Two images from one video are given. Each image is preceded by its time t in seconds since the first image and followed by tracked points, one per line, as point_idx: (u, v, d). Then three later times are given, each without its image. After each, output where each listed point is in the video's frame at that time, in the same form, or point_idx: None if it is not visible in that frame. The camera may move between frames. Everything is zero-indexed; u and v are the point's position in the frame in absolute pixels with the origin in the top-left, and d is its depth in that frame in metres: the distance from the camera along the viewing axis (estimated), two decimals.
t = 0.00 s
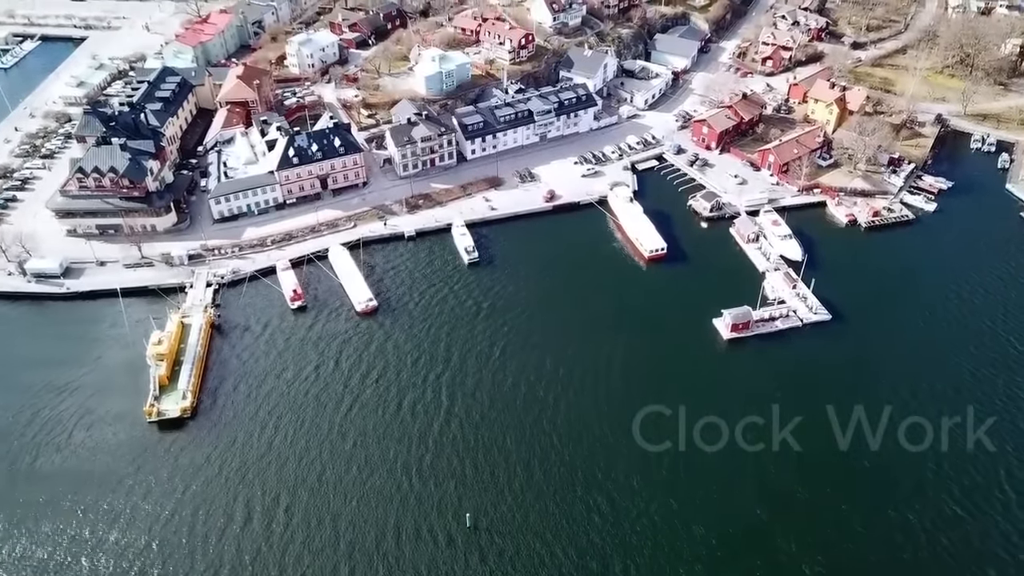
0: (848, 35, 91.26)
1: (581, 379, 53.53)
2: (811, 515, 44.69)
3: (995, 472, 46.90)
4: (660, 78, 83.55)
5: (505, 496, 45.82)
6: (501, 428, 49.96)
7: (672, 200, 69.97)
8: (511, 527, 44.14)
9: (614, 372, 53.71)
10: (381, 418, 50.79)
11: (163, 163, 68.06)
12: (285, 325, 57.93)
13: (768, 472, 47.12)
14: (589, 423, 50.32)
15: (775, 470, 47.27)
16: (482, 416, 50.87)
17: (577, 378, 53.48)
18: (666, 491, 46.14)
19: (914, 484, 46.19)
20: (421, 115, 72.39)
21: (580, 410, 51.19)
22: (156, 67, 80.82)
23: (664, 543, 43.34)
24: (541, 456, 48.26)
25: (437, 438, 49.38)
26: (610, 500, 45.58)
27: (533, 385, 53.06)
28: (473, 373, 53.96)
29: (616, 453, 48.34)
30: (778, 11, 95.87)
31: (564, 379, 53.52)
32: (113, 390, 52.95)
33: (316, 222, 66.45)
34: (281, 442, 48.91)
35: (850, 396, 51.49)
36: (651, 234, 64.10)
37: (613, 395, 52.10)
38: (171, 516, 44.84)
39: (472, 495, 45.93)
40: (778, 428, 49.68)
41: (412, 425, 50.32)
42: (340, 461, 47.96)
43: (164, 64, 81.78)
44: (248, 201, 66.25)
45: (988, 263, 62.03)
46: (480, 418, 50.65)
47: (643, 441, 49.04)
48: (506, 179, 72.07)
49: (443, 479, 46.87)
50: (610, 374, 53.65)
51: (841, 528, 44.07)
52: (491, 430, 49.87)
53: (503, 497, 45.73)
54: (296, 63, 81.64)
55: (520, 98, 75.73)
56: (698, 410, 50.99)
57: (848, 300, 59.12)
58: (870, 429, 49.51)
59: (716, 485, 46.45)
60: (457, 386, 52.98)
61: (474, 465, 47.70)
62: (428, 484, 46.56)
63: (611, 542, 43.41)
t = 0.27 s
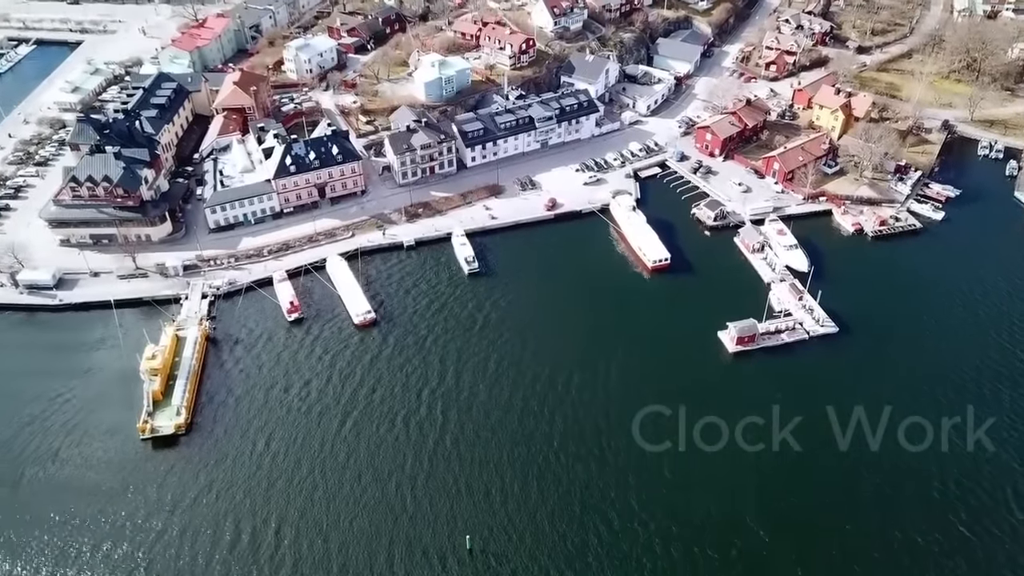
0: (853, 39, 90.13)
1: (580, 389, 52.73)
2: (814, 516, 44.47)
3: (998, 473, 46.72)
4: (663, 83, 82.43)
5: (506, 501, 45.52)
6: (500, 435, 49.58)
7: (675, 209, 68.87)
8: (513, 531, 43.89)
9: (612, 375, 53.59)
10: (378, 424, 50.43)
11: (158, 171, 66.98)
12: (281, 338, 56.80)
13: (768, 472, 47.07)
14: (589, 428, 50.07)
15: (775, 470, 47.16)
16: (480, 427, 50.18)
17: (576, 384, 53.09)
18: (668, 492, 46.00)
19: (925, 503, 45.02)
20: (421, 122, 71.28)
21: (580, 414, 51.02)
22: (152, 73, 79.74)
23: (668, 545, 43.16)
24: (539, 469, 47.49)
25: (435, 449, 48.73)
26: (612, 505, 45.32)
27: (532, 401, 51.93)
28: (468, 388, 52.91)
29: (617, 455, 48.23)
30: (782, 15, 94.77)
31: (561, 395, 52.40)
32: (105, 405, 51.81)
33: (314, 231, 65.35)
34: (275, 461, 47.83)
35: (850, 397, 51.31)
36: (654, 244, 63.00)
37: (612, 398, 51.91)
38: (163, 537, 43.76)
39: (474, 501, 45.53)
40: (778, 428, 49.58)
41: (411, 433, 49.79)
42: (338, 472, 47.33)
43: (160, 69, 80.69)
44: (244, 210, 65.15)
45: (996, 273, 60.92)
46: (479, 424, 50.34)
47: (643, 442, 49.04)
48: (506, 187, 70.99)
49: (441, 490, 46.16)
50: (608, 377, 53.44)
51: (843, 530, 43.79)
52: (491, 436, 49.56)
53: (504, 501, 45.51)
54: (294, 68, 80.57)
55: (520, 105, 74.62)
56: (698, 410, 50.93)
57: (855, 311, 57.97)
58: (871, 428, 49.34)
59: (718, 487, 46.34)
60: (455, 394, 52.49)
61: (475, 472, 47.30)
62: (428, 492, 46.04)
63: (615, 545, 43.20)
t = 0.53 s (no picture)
0: (858, 44, 89.04)
1: (579, 399, 52.06)
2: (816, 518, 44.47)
3: (997, 475, 46.82)
4: (666, 89, 81.33)
5: (509, 505, 45.31)
6: (500, 441, 49.22)
7: (678, 217, 67.78)
8: (516, 536, 43.70)
9: (610, 376, 53.50)
10: (376, 429, 50.05)
11: (153, 180, 65.88)
12: (278, 351, 55.73)
13: (767, 471, 47.15)
14: (590, 431, 49.83)
15: (775, 470, 47.18)
16: (478, 437, 49.56)
17: (575, 389, 52.72)
18: (670, 494, 46.00)
19: (935, 525, 44.04)
20: (420, 129, 70.18)
21: (580, 416, 50.86)
22: (148, 79, 78.60)
23: (674, 546, 43.18)
24: (539, 480, 46.81)
25: (435, 458, 48.17)
26: (616, 508, 45.18)
27: (531, 408, 51.44)
28: (464, 401, 52.01)
29: (618, 456, 48.21)
30: (785, 19, 93.70)
31: (560, 409, 51.44)
32: (97, 421, 50.76)
33: (311, 241, 64.27)
34: (270, 479, 46.82)
35: (849, 397, 51.41)
36: (658, 255, 61.92)
37: (611, 400, 51.75)
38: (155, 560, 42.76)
39: (477, 507, 45.21)
40: (778, 428, 49.62)
41: (410, 441, 49.30)
42: (338, 481, 46.81)
43: (156, 75, 79.55)
44: (241, 220, 64.07)
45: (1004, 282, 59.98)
46: (479, 429, 50.06)
47: (643, 441, 49.08)
48: (507, 196, 69.94)
49: (442, 500, 45.58)
50: (606, 379, 53.29)
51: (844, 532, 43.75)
52: (491, 441, 49.27)
53: (507, 504, 45.36)
54: (291, 74, 79.53)
55: (521, 112, 73.54)
56: (698, 410, 50.94)
57: (862, 322, 56.86)
58: (871, 428, 49.34)
59: (719, 487, 46.35)
60: (453, 400, 52.05)
61: (476, 478, 46.91)
62: (430, 499, 45.65)
63: (621, 547, 43.17)
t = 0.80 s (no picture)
0: (862, 49, 87.96)
1: (579, 411, 51.22)
2: (819, 517, 44.52)
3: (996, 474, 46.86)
4: (668, 95, 80.25)
5: (512, 512, 45.06)
6: (502, 449, 48.86)
7: (682, 227, 66.71)
8: (518, 538, 43.73)
9: (609, 377, 53.40)
10: (373, 439, 49.47)
11: (148, 189, 64.77)
12: (274, 365, 54.65)
13: (767, 469, 47.20)
14: (589, 435, 49.65)
15: (775, 469, 47.16)
16: (479, 438, 49.54)
17: (575, 399, 52.05)
18: (673, 494, 46.01)
19: (944, 546, 43.10)
20: (419, 137, 69.10)
21: (580, 419, 50.71)
22: (144, 85, 77.52)
23: (680, 547, 43.25)
24: (539, 497, 45.94)
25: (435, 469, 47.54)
26: (619, 512, 45.10)
27: (530, 409, 51.41)
28: (460, 414, 51.14)
29: (619, 457, 48.17)
30: (789, 24, 92.63)
31: (561, 424, 50.43)
32: (89, 438, 49.68)
33: (309, 252, 63.19)
34: (264, 499, 45.77)
35: (848, 397, 51.49)
36: (661, 266, 60.86)
37: (609, 403, 51.58)
38: None
39: (479, 516, 44.83)
40: (778, 429, 49.69)
41: (409, 453, 48.62)
42: (337, 493, 46.16)
43: (151, 81, 78.48)
44: (237, 230, 62.99)
45: (1014, 293, 58.97)
46: (478, 438, 49.57)
47: (643, 441, 49.08)
48: (508, 205, 68.88)
49: (443, 512, 45.00)
50: (604, 381, 53.13)
51: (845, 535, 43.73)
52: (491, 446, 49.00)
53: (509, 509, 45.23)
54: (289, 80, 78.51)
55: (522, 119, 72.49)
56: (698, 410, 50.89)
57: (868, 335, 55.87)
58: (871, 429, 49.23)
59: (720, 487, 46.38)
60: (451, 410, 51.35)
61: (477, 490, 46.29)
62: (432, 509, 45.16)
63: (626, 551, 43.18)
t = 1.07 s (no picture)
0: (867, 55, 86.89)
1: (580, 427, 50.12)
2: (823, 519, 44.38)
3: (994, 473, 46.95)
4: (671, 102, 79.20)
5: (513, 525, 44.51)
6: (501, 459, 48.30)
7: (685, 236, 65.66)
8: (520, 540, 43.68)
9: (607, 378, 53.23)
10: (371, 447, 48.91)
11: (143, 199, 63.71)
12: (270, 380, 53.58)
13: (767, 468, 47.28)
14: (590, 440, 49.32)
15: (776, 469, 47.15)
16: (478, 440, 49.46)
17: (576, 415, 50.92)
18: (675, 495, 45.91)
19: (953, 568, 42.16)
20: (419, 145, 68.05)
21: (580, 422, 50.42)
22: (139, 91, 76.45)
23: (685, 549, 43.08)
24: (540, 520, 44.73)
25: (434, 482, 46.77)
26: (622, 515, 44.93)
27: (530, 410, 51.35)
28: (458, 430, 50.06)
29: (619, 459, 48.06)
30: (793, 29, 91.60)
31: (561, 443, 49.21)
32: (81, 455, 48.65)
33: (306, 263, 62.14)
34: (260, 512, 45.04)
35: (848, 397, 51.48)
36: (665, 277, 59.82)
37: (608, 405, 51.36)
38: None
39: (479, 531, 44.15)
40: (778, 428, 49.79)
41: (407, 461, 48.03)
42: (335, 503, 45.58)
43: (147, 87, 77.42)
44: (233, 240, 61.94)
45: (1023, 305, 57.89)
46: (476, 445, 49.09)
47: (643, 441, 49.00)
48: (508, 214, 67.86)
49: (442, 527, 44.25)
50: (603, 384, 52.83)
51: (849, 538, 43.50)
52: (490, 452, 48.68)
53: (512, 516, 44.95)
54: (287, 86, 77.48)
55: (523, 126, 71.46)
56: (698, 410, 50.84)
57: (876, 348, 54.80)
58: (871, 429, 49.31)
59: (722, 486, 46.32)
60: (448, 427, 50.27)
61: (475, 508, 45.29)
62: (430, 525, 44.32)
63: (632, 558, 42.83)
